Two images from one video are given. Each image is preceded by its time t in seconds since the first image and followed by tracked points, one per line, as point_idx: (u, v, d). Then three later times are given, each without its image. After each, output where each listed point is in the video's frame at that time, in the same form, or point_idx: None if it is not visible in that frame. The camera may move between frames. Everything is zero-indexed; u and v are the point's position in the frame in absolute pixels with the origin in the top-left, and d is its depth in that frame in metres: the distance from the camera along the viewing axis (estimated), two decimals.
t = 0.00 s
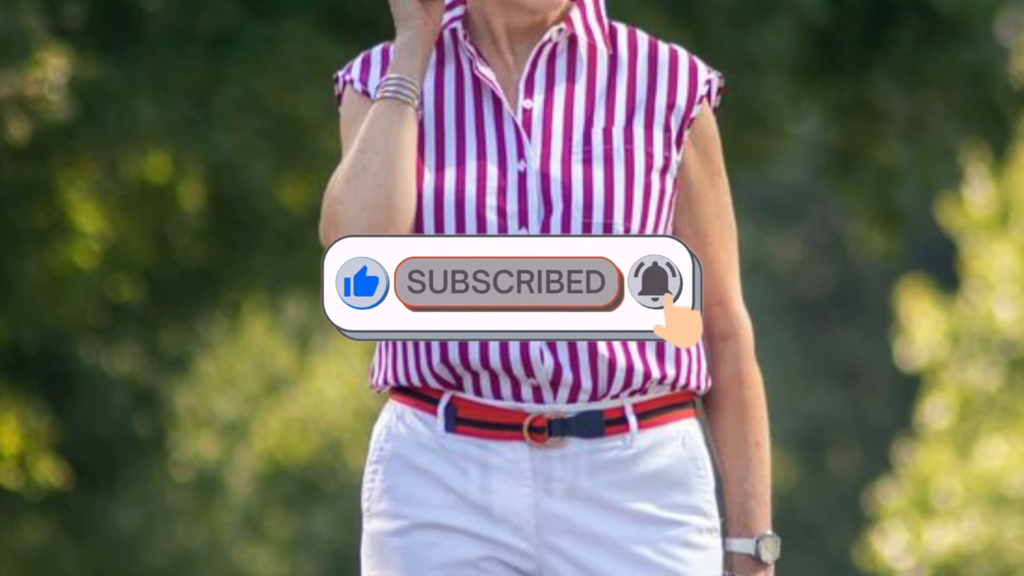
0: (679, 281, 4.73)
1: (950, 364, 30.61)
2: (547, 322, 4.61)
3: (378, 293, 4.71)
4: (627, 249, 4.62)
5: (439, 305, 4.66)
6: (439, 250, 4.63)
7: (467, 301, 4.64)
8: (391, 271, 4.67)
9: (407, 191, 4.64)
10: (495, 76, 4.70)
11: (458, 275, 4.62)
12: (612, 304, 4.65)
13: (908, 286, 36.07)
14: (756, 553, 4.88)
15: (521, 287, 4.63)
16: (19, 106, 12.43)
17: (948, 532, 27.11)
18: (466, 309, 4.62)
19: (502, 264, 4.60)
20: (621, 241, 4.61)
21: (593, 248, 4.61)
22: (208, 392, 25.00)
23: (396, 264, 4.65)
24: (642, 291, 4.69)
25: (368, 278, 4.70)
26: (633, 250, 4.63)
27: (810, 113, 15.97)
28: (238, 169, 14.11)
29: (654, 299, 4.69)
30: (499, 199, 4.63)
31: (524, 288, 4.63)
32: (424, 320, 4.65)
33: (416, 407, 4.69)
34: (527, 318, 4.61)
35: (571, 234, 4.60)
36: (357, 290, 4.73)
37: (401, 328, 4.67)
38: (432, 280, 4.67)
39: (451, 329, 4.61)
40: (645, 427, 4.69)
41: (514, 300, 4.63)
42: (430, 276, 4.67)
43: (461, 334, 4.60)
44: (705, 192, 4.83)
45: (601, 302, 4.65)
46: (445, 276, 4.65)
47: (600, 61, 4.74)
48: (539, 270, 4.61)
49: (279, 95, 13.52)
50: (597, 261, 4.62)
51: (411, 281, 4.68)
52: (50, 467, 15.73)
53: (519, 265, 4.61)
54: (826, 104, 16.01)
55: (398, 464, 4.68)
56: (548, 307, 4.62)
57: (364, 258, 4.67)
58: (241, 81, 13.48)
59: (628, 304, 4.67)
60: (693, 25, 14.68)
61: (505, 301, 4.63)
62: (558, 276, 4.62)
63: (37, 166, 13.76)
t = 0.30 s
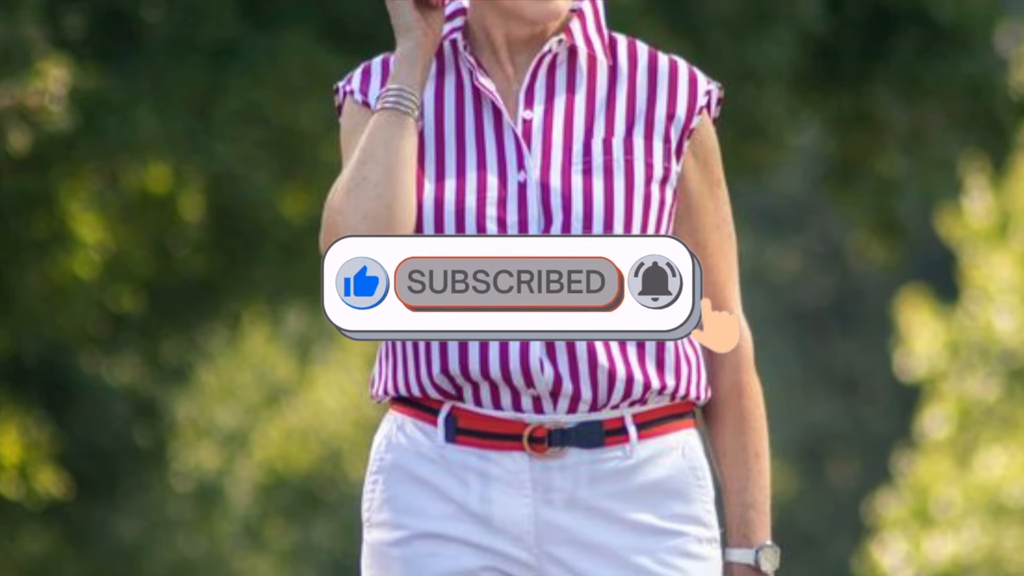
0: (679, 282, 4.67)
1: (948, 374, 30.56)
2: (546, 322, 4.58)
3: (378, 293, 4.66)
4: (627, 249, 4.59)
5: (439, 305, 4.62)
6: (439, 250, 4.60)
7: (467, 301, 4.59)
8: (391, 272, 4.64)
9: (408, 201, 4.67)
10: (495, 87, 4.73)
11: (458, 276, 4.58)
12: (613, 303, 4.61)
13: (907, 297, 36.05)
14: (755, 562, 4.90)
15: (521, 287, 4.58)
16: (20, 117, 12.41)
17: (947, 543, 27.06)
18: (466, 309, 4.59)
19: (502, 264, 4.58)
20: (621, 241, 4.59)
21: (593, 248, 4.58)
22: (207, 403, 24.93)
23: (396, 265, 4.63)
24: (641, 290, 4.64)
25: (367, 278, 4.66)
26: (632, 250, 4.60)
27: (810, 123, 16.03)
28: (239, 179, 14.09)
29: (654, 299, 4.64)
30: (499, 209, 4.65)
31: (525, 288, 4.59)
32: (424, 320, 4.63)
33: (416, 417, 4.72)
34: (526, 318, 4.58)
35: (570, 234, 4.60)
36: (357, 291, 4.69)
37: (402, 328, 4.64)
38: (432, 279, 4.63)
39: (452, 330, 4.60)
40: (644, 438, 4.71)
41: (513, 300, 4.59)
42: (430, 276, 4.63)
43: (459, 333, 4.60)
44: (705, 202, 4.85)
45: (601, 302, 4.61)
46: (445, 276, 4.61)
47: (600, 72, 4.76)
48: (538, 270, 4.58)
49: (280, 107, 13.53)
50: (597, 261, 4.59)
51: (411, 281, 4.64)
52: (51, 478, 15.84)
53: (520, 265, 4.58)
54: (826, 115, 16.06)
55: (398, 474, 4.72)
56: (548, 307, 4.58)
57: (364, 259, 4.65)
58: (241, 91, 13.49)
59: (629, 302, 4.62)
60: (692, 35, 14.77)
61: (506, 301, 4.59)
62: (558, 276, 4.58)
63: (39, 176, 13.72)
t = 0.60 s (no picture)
0: (679, 282, 4.71)
1: (948, 384, 30.52)
2: (546, 321, 4.62)
3: (378, 293, 4.71)
4: (626, 249, 4.63)
5: (439, 305, 4.67)
6: (440, 250, 4.65)
7: (467, 301, 4.63)
8: (391, 272, 4.68)
9: (407, 209, 4.70)
10: (495, 98, 4.76)
11: (458, 275, 4.63)
12: (612, 303, 4.65)
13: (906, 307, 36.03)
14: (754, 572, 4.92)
15: (521, 287, 4.63)
16: (21, 128, 12.45)
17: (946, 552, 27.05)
18: (466, 310, 4.63)
19: (502, 264, 4.62)
20: (620, 241, 4.63)
21: (594, 248, 4.62)
22: (208, 413, 24.93)
23: (396, 264, 4.67)
24: (641, 290, 4.67)
25: (368, 278, 4.70)
26: (633, 250, 4.64)
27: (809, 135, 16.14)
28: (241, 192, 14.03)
29: (655, 298, 4.68)
30: (499, 219, 4.67)
31: (524, 289, 4.63)
32: (425, 320, 4.67)
33: (416, 428, 4.76)
34: (524, 318, 4.62)
35: (569, 234, 4.64)
36: (357, 291, 4.73)
37: (403, 328, 4.68)
38: (432, 280, 4.67)
39: (450, 331, 4.65)
40: (644, 448, 4.74)
41: (514, 300, 4.63)
42: (430, 276, 4.67)
43: (458, 333, 4.64)
44: (705, 213, 4.87)
45: (601, 301, 4.65)
46: (445, 276, 4.66)
47: (600, 83, 4.78)
48: (538, 270, 4.62)
49: (280, 117, 13.50)
50: (597, 260, 4.63)
51: (411, 282, 4.68)
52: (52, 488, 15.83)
53: (520, 264, 4.62)
54: (825, 126, 16.15)
55: (398, 485, 4.77)
56: (548, 307, 4.62)
57: (365, 259, 4.70)
58: (242, 102, 13.49)
59: (629, 303, 4.66)
60: (693, 47, 14.84)
61: (504, 302, 4.63)
62: (558, 276, 4.62)
63: (39, 187, 13.84)
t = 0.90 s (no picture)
0: (679, 282, 4.72)
1: (947, 394, 30.51)
2: (544, 322, 4.63)
3: (378, 292, 4.73)
4: (626, 249, 4.65)
5: (440, 305, 4.68)
6: (439, 250, 4.67)
7: (466, 302, 4.65)
8: (391, 272, 4.70)
9: (408, 218, 4.74)
10: (495, 109, 4.78)
11: (458, 275, 4.65)
12: (613, 303, 4.65)
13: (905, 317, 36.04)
14: None
15: (521, 287, 4.64)
16: (21, 138, 12.51)
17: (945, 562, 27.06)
18: (466, 310, 4.65)
19: (502, 264, 4.63)
20: (619, 242, 4.64)
21: (594, 248, 4.63)
22: (208, 424, 24.95)
23: (396, 264, 4.70)
24: (640, 290, 4.68)
25: (367, 279, 4.73)
26: (632, 249, 4.65)
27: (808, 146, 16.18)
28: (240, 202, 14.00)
29: (655, 299, 4.68)
30: (499, 229, 4.69)
31: (524, 288, 4.65)
32: (424, 321, 4.69)
33: (416, 438, 4.79)
34: (526, 318, 4.63)
35: (569, 233, 4.66)
36: (357, 291, 4.75)
37: (402, 328, 4.70)
38: (432, 281, 4.69)
39: (449, 330, 4.66)
40: (644, 458, 4.76)
41: (514, 300, 4.65)
42: (430, 276, 4.69)
43: (458, 335, 4.66)
44: (705, 224, 4.88)
45: (600, 301, 4.66)
46: (444, 277, 4.68)
47: (600, 94, 4.80)
48: (538, 270, 4.64)
49: (281, 128, 13.47)
50: (597, 260, 4.64)
51: (411, 282, 4.70)
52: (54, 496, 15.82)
53: (519, 265, 4.64)
54: (825, 135, 16.17)
55: (398, 495, 4.79)
56: (547, 307, 4.63)
57: (364, 259, 4.73)
58: (242, 113, 13.50)
59: (629, 303, 4.66)
60: (692, 57, 14.83)
61: (504, 303, 4.65)
62: (558, 276, 4.63)
63: (41, 198, 13.85)
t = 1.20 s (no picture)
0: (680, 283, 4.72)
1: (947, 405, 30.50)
2: (547, 326, 4.64)
3: (378, 299, 4.74)
4: (626, 255, 4.66)
5: (439, 311, 4.69)
6: (439, 257, 4.68)
7: (466, 307, 4.66)
8: (391, 278, 4.72)
9: (408, 228, 4.75)
10: (495, 119, 4.80)
11: (458, 281, 4.66)
12: (613, 308, 4.67)
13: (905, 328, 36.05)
14: None
15: (521, 293, 4.65)
16: (22, 149, 12.52)
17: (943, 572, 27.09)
18: (465, 315, 4.66)
19: (502, 270, 4.64)
20: (619, 244, 4.65)
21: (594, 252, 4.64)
22: (207, 435, 24.95)
23: (396, 270, 4.71)
24: (640, 295, 4.69)
25: (367, 284, 4.74)
26: (633, 255, 4.66)
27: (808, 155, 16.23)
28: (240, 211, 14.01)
29: (654, 305, 4.70)
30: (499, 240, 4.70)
31: (525, 293, 4.65)
32: (425, 326, 4.70)
33: (416, 448, 4.80)
34: (525, 324, 4.65)
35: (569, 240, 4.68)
36: (357, 296, 4.76)
37: (403, 333, 4.70)
38: (432, 286, 4.70)
39: (452, 333, 4.66)
40: (643, 468, 4.78)
41: (514, 306, 4.65)
42: (430, 283, 4.70)
43: (458, 339, 4.66)
44: (704, 234, 4.89)
45: (601, 305, 4.67)
46: (445, 282, 4.68)
47: (599, 104, 4.82)
48: (538, 276, 4.64)
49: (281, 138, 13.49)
50: (597, 264, 4.65)
51: (412, 288, 4.71)
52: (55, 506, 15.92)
53: (519, 270, 4.64)
54: (825, 146, 16.21)
55: (398, 505, 4.81)
56: (548, 314, 4.65)
57: (365, 265, 4.74)
58: (243, 123, 13.50)
59: (629, 309, 4.68)
60: (692, 68, 14.85)
61: (505, 307, 4.66)
62: (558, 283, 4.64)
63: (40, 208, 13.87)
